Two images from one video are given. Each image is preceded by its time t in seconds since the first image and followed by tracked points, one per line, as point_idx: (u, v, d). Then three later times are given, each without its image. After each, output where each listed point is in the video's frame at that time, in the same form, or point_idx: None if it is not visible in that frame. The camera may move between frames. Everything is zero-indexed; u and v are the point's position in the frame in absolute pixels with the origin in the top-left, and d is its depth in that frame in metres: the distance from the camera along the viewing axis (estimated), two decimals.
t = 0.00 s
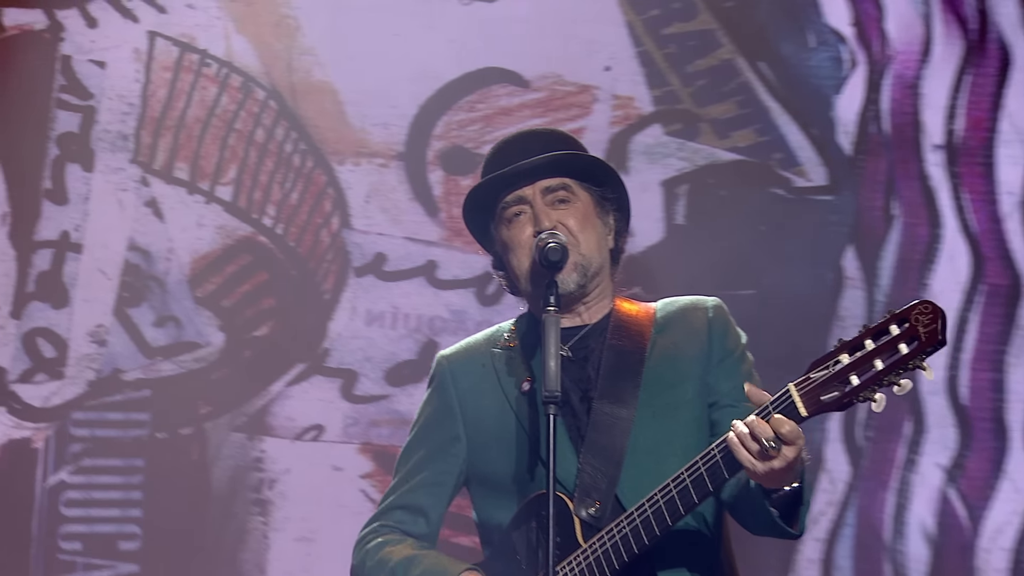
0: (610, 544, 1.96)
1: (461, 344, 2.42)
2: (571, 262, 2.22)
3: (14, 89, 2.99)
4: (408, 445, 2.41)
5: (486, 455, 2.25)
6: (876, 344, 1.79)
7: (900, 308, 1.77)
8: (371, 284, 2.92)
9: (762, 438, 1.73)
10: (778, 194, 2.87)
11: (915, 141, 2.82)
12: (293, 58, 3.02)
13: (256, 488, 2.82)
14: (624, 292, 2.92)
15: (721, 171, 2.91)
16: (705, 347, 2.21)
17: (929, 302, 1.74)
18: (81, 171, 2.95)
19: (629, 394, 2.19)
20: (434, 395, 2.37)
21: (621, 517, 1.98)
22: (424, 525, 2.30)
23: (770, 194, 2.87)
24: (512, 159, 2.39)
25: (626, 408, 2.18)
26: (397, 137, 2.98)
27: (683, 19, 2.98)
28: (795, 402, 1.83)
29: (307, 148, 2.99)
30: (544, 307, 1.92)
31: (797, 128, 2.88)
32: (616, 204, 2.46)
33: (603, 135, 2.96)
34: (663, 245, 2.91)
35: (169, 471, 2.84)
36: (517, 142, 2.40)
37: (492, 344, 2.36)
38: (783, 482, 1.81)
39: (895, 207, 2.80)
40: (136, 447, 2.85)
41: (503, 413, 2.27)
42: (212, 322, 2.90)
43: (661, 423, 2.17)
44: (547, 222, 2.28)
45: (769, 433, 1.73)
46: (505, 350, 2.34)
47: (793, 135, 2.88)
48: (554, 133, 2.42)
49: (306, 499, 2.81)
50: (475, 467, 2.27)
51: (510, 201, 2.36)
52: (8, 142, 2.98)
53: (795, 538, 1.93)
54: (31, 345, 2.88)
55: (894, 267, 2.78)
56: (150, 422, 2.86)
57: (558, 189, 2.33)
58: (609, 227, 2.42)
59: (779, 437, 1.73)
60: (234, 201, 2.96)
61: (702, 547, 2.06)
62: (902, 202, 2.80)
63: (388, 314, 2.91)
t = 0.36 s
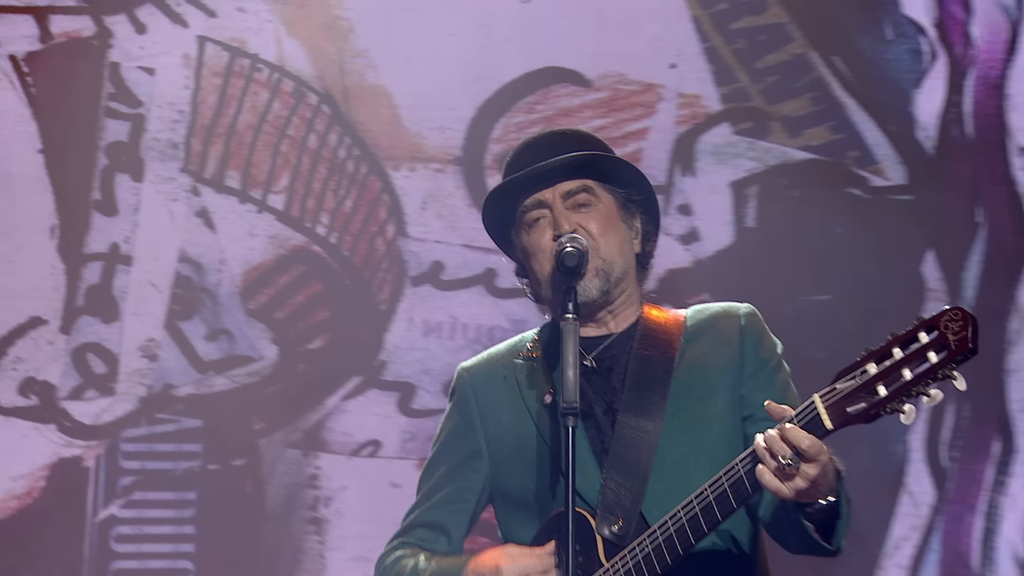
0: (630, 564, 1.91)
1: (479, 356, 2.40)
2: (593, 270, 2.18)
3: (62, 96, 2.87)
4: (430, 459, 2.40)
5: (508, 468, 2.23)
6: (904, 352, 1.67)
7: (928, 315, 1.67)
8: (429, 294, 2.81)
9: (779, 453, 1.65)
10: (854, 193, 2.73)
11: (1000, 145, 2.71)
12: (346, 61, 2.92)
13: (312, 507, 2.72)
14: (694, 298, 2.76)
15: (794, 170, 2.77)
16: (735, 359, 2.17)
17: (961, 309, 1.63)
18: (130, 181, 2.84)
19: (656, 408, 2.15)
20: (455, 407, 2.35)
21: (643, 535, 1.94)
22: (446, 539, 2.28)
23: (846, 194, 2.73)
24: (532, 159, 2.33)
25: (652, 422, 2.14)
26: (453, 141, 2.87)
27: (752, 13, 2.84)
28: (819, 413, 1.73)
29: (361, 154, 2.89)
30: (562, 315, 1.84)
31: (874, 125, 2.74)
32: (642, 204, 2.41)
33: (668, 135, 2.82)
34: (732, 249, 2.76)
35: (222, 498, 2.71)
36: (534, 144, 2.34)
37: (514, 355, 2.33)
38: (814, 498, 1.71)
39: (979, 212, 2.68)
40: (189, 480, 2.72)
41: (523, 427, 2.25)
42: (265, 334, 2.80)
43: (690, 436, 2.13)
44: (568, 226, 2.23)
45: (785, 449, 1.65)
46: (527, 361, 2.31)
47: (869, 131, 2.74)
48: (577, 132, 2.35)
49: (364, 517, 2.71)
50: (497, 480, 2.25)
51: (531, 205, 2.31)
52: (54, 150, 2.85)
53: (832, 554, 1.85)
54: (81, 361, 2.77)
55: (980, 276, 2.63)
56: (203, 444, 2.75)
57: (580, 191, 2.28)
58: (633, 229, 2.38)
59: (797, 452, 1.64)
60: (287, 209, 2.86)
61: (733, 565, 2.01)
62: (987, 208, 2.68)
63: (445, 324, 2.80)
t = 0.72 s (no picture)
0: None
1: (494, 371, 2.31)
2: (601, 287, 2.07)
3: (96, 106, 2.76)
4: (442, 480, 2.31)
5: (519, 490, 2.15)
6: (920, 355, 1.57)
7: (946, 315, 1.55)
8: (478, 306, 2.71)
9: (788, 460, 1.55)
10: (925, 197, 2.59)
11: None
12: (390, 67, 2.81)
13: (357, 530, 2.63)
14: (754, 310, 2.63)
15: (861, 174, 2.62)
16: (757, 375, 2.07)
17: (977, 307, 1.52)
18: (168, 194, 2.73)
19: (673, 424, 2.05)
20: (467, 425, 2.27)
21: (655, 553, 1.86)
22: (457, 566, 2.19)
23: (917, 199, 2.59)
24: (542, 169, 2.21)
25: (670, 440, 2.04)
26: (502, 148, 2.76)
27: (816, 8, 2.69)
28: (833, 421, 1.64)
29: (407, 162, 2.78)
30: (567, 327, 1.75)
31: (947, 127, 2.60)
32: (662, 212, 2.29)
33: (727, 138, 2.68)
34: (795, 257, 2.62)
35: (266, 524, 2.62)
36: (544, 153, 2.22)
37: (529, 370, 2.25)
38: (829, 505, 1.62)
39: None
40: (228, 519, 2.62)
41: (535, 446, 2.16)
42: (308, 351, 2.70)
43: (709, 455, 2.03)
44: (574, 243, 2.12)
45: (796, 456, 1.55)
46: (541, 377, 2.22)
47: (941, 133, 2.60)
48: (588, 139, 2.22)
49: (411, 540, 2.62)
50: (507, 503, 2.17)
51: (541, 219, 2.20)
52: (89, 162, 2.74)
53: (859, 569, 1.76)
54: (118, 381, 2.66)
55: None
56: (242, 479, 2.64)
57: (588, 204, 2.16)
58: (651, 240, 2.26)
59: (807, 460, 1.53)
60: (329, 221, 2.76)
61: None
62: None
63: (495, 338, 2.71)
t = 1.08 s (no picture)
0: None
1: (502, 396, 2.18)
2: (613, 316, 1.96)
3: (121, 117, 2.67)
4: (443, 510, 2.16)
5: (524, 520, 2.02)
6: (936, 388, 1.44)
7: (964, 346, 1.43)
8: (517, 323, 2.58)
9: (797, 492, 1.47)
10: (989, 202, 2.45)
11: None
12: (425, 73, 2.70)
13: (393, 556, 2.53)
14: (806, 322, 2.50)
15: (920, 179, 2.47)
16: (772, 401, 1.91)
17: (999, 340, 1.39)
18: (195, 208, 2.64)
19: (684, 452, 1.92)
20: (473, 451, 2.14)
21: None
22: None
23: (980, 204, 2.45)
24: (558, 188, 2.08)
25: (679, 467, 1.90)
26: (541, 157, 2.64)
27: (871, 6, 2.56)
28: (844, 454, 1.53)
29: (443, 172, 2.66)
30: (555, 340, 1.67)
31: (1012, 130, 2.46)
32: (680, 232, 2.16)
33: (778, 143, 2.55)
34: (851, 267, 2.48)
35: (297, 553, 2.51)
36: (560, 170, 2.09)
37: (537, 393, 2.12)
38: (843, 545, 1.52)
39: None
40: (258, 562, 2.51)
41: (542, 473, 2.03)
42: (341, 369, 2.59)
43: (718, 484, 1.88)
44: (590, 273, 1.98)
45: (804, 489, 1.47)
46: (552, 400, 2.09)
47: (1005, 135, 2.46)
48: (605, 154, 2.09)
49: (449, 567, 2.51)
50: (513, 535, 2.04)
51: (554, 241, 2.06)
52: (115, 175, 2.65)
53: None
54: (144, 402, 2.56)
55: None
56: (273, 518, 2.52)
57: (604, 229, 2.02)
58: (667, 261, 2.12)
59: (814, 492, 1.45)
60: (362, 234, 2.65)
61: None
62: None
63: (536, 355, 2.58)
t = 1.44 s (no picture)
0: None
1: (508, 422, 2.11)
2: (655, 345, 1.89)
3: (143, 131, 2.58)
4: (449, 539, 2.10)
5: (524, 549, 1.95)
6: (952, 418, 1.40)
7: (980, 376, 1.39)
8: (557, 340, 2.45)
9: (805, 524, 1.43)
10: None
11: None
12: (458, 80, 2.57)
13: None
14: (861, 338, 2.35)
15: (982, 185, 2.33)
16: (791, 433, 1.82)
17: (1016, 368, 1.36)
18: (221, 223, 2.54)
19: (697, 481, 1.83)
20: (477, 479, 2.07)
21: None
22: None
23: None
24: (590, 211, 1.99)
25: (691, 497, 1.81)
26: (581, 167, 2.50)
27: (929, 5, 2.40)
28: (853, 486, 1.48)
29: (477, 184, 2.53)
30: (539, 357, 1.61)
31: None
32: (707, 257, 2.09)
33: (831, 150, 2.41)
34: (908, 279, 2.34)
35: None
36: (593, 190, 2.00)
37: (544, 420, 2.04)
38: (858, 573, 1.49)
39: None
40: None
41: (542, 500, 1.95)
42: (373, 391, 2.48)
43: (732, 516, 1.79)
44: (635, 301, 1.91)
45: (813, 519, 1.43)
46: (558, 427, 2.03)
47: None
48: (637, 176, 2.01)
49: None
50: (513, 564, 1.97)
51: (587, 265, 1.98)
52: (137, 190, 2.56)
53: None
54: (168, 427, 2.46)
55: None
56: (301, 565, 2.42)
57: (644, 255, 1.95)
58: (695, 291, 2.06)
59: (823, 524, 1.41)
60: (394, 249, 2.54)
61: None
62: None
63: (577, 374, 2.44)
